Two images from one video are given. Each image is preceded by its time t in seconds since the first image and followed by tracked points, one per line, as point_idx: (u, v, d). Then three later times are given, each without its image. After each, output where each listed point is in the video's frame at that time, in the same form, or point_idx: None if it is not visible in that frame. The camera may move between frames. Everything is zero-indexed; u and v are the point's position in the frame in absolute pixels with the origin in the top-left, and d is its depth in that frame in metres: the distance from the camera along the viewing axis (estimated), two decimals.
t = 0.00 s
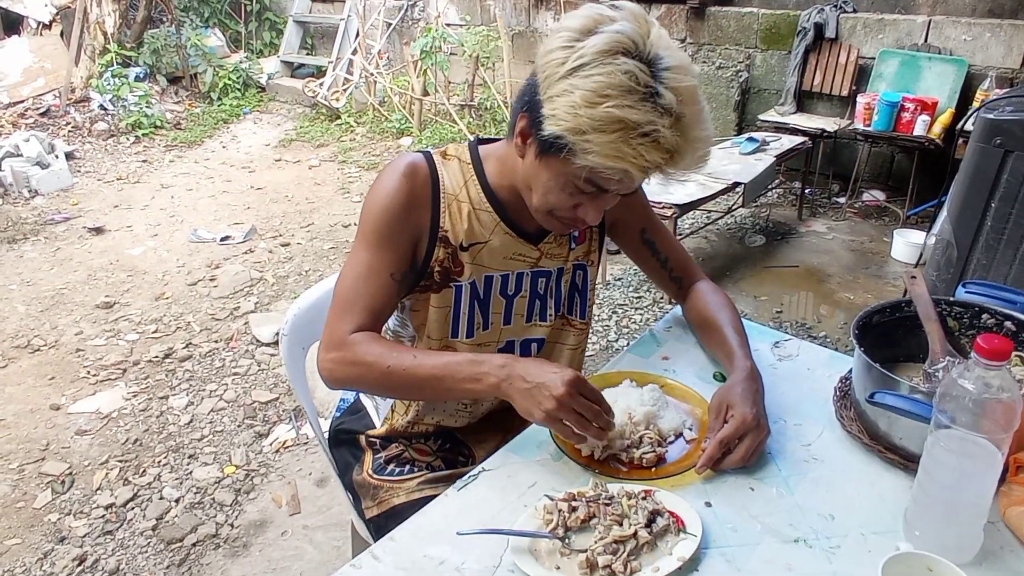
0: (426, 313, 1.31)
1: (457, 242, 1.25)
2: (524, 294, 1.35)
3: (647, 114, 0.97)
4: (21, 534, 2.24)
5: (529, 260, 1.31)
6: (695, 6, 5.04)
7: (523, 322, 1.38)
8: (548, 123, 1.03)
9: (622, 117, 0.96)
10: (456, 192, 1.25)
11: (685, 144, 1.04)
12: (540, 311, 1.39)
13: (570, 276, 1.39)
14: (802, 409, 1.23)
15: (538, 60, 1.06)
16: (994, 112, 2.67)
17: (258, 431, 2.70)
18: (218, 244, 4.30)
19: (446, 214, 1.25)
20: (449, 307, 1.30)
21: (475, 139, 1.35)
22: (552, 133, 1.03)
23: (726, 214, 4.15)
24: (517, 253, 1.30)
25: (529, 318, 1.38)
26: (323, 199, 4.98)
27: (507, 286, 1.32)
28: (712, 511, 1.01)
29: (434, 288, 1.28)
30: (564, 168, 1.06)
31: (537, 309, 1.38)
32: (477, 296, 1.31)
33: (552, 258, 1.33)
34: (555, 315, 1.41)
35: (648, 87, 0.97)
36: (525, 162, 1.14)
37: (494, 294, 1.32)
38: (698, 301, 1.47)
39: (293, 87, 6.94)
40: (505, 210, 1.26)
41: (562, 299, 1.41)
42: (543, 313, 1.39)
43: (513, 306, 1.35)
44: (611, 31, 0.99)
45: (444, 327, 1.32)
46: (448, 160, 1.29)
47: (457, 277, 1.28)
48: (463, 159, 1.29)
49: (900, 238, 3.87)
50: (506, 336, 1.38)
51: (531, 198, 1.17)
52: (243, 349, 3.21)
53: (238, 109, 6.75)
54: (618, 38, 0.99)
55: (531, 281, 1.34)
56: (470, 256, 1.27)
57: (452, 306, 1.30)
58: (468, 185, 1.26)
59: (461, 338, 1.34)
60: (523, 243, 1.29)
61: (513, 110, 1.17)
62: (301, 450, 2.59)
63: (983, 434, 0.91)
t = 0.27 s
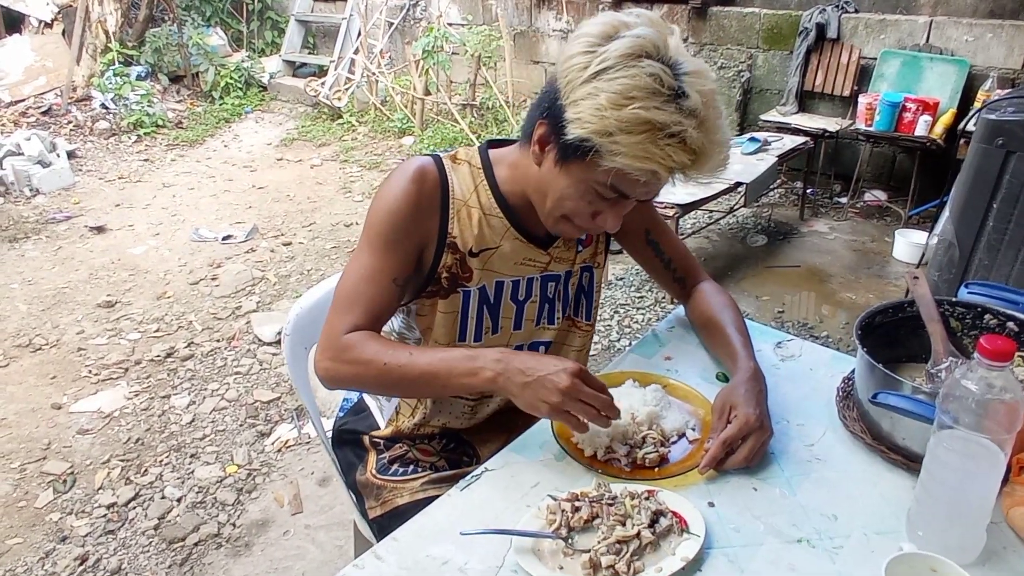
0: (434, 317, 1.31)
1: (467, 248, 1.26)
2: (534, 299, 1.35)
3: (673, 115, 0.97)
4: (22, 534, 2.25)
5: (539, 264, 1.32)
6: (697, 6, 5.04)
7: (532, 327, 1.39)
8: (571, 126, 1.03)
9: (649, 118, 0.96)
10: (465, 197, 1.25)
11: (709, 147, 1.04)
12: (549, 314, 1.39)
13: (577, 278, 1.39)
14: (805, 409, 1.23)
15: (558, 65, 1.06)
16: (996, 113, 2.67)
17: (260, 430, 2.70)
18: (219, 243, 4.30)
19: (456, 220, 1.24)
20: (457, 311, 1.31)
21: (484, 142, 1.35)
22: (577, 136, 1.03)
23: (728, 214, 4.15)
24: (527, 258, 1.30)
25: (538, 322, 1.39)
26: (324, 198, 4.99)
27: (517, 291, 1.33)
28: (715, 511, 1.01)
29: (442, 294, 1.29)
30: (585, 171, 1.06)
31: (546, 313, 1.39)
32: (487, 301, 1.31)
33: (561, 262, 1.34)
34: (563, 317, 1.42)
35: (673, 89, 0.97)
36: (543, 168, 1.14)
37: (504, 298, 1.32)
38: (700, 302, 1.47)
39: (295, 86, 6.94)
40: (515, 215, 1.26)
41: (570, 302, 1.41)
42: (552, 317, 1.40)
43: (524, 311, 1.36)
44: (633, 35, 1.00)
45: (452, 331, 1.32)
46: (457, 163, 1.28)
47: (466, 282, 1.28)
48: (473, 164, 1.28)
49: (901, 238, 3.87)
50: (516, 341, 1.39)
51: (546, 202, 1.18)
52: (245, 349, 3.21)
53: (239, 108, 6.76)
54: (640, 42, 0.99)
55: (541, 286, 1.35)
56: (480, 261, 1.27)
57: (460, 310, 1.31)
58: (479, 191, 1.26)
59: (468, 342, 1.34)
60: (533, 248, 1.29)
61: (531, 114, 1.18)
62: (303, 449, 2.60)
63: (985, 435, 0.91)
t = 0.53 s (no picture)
0: (437, 322, 1.31)
1: (471, 254, 1.26)
2: (538, 304, 1.35)
3: (679, 121, 0.97)
4: (23, 534, 2.25)
5: (543, 270, 1.31)
6: (700, 7, 5.04)
7: (535, 331, 1.38)
8: (576, 133, 1.02)
9: (654, 125, 0.96)
10: (471, 203, 1.25)
11: (714, 155, 1.04)
12: (552, 319, 1.39)
13: (581, 283, 1.39)
14: (807, 412, 1.23)
15: (564, 69, 1.05)
16: (999, 115, 2.67)
17: (261, 431, 2.70)
18: (221, 244, 4.30)
19: (461, 226, 1.25)
20: (459, 316, 1.31)
21: (488, 145, 1.34)
22: (581, 142, 1.02)
23: (730, 216, 4.15)
24: (532, 263, 1.30)
25: (541, 327, 1.39)
26: (326, 199, 4.99)
27: (521, 296, 1.32)
28: (716, 514, 1.01)
29: (446, 300, 1.29)
30: (591, 180, 1.06)
31: (550, 317, 1.38)
32: (489, 306, 1.31)
33: (565, 267, 1.33)
34: (566, 322, 1.42)
35: (680, 95, 0.97)
36: (547, 175, 1.14)
37: (507, 304, 1.32)
38: (701, 303, 1.47)
39: (298, 86, 6.95)
40: (519, 221, 1.26)
41: (573, 306, 1.41)
42: (555, 321, 1.40)
43: (527, 316, 1.36)
44: (640, 40, 0.99)
45: (455, 336, 1.32)
46: (462, 168, 1.28)
47: (470, 289, 1.28)
48: (479, 168, 1.28)
49: (904, 240, 3.86)
50: (518, 345, 1.39)
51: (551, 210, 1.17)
52: (246, 349, 3.21)
53: (242, 108, 6.76)
54: (647, 47, 0.98)
55: (544, 291, 1.34)
56: (485, 268, 1.27)
57: (464, 316, 1.31)
58: (484, 197, 1.25)
59: (471, 346, 1.34)
60: (537, 253, 1.29)
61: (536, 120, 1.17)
62: (304, 450, 2.60)
63: (986, 438, 0.91)
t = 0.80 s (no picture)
0: (433, 330, 1.31)
1: (469, 263, 1.25)
2: (536, 312, 1.35)
3: (683, 137, 0.96)
4: (22, 536, 2.25)
5: (541, 279, 1.31)
6: (700, 9, 5.04)
7: (534, 338, 1.38)
8: (578, 149, 1.02)
9: (658, 141, 0.95)
10: (468, 211, 1.24)
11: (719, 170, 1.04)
12: (550, 325, 1.39)
13: (580, 290, 1.39)
14: (806, 415, 1.23)
15: (566, 80, 1.05)
16: (1000, 117, 2.66)
17: (261, 433, 2.70)
18: (221, 245, 4.30)
19: (458, 235, 1.24)
20: (457, 323, 1.30)
21: (489, 151, 1.34)
22: (583, 158, 1.02)
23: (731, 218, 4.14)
24: (531, 272, 1.29)
25: (540, 334, 1.38)
26: (326, 200, 4.99)
27: (519, 304, 1.32)
28: (714, 518, 1.00)
29: (442, 308, 1.28)
30: (593, 194, 1.06)
31: (548, 325, 1.38)
32: (488, 314, 1.31)
33: (564, 274, 1.33)
34: (564, 329, 1.42)
35: (685, 110, 0.96)
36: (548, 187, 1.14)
37: (505, 312, 1.32)
38: (701, 306, 1.47)
39: (298, 88, 6.95)
40: (518, 230, 1.25)
41: (572, 312, 1.41)
42: (554, 328, 1.39)
43: (525, 323, 1.35)
44: (644, 53, 0.98)
45: (452, 342, 1.32)
46: (462, 175, 1.27)
47: (467, 297, 1.28)
48: (478, 176, 1.27)
49: (904, 242, 3.86)
50: (516, 351, 1.38)
51: (553, 223, 1.17)
52: (246, 351, 3.21)
53: (242, 109, 6.76)
54: (652, 60, 0.98)
55: (543, 298, 1.34)
56: (482, 276, 1.27)
57: (460, 323, 1.30)
58: (482, 205, 1.24)
59: (468, 352, 1.34)
60: (536, 262, 1.28)
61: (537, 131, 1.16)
62: (303, 452, 2.59)
63: (986, 442, 0.91)
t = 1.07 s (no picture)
0: (431, 334, 1.31)
1: (467, 268, 1.25)
2: (535, 317, 1.35)
3: (654, 125, 0.95)
4: (22, 537, 2.24)
5: (540, 284, 1.30)
6: (700, 9, 5.04)
7: (533, 342, 1.38)
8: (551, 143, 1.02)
9: (625, 129, 0.95)
10: (467, 216, 1.24)
11: (698, 162, 1.02)
12: (550, 330, 1.38)
13: (580, 294, 1.38)
14: (805, 417, 1.22)
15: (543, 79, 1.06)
16: (1000, 117, 2.66)
17: (260, 434, 2.70)
18: (221, 246, 4.30)
19: (457, 240, 1.24)
20: (455, 327, 1.30)
21: (488, 155, 1.33)
22: (555, 152, 1.02)
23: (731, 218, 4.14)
24: (529, 277, 1.29)
25: (539, 338, 1.38)
26: (327, 201, 4.99)
27: (518, 308, 1.32)
28: (713, 520, 1.00)
29: (440, 313, 1.28)
30: (572, 191, 1.05)
31: (547, 329, 1.38)
32: (487, 319, 1.31)
33: (564, 280, 1.33)
34: (564, 334, 1.41)
35: (655, 99, 0.95)
36: (535, 188, 1.14)
37: (504, 316, 1.32)
38: (701, 308, 1.46)
39: (298, 88, 6.95)
40: (516, 234, 1.25)
41: (572, 317, 1.40)
42: (553, 332, 1.39)
43: (524, 328, 1.35)
44: (617, 45, 0.99)
45: (450, 346, 1.32)
46: (461, 179, 1.26)
47: (465, 302, 1.28)
48: (476, 180, 1.26)
49: (905, 242, 3.85)
50: (514, 356, 1.38)
51: (542, 225, 1.17)
52: (245, 352, 3.21)
53: (243, 110, 6.76)
54: (624, 52, 0.98)
55: (542, 303, 1.34)
56: (481, 281, 1.26)
57: (458, 327, 1.30)
58: (481, 209, 1.24)
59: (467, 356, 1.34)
60: (535, 267, 1.28)
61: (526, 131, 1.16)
62: (303, 453, 2.59)
63: (986, 444, 0.90)
